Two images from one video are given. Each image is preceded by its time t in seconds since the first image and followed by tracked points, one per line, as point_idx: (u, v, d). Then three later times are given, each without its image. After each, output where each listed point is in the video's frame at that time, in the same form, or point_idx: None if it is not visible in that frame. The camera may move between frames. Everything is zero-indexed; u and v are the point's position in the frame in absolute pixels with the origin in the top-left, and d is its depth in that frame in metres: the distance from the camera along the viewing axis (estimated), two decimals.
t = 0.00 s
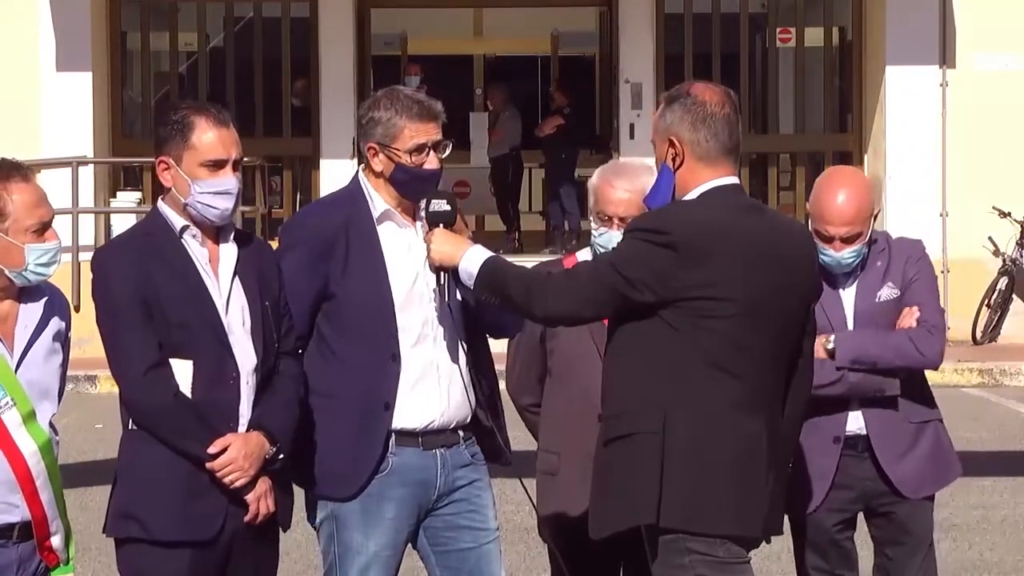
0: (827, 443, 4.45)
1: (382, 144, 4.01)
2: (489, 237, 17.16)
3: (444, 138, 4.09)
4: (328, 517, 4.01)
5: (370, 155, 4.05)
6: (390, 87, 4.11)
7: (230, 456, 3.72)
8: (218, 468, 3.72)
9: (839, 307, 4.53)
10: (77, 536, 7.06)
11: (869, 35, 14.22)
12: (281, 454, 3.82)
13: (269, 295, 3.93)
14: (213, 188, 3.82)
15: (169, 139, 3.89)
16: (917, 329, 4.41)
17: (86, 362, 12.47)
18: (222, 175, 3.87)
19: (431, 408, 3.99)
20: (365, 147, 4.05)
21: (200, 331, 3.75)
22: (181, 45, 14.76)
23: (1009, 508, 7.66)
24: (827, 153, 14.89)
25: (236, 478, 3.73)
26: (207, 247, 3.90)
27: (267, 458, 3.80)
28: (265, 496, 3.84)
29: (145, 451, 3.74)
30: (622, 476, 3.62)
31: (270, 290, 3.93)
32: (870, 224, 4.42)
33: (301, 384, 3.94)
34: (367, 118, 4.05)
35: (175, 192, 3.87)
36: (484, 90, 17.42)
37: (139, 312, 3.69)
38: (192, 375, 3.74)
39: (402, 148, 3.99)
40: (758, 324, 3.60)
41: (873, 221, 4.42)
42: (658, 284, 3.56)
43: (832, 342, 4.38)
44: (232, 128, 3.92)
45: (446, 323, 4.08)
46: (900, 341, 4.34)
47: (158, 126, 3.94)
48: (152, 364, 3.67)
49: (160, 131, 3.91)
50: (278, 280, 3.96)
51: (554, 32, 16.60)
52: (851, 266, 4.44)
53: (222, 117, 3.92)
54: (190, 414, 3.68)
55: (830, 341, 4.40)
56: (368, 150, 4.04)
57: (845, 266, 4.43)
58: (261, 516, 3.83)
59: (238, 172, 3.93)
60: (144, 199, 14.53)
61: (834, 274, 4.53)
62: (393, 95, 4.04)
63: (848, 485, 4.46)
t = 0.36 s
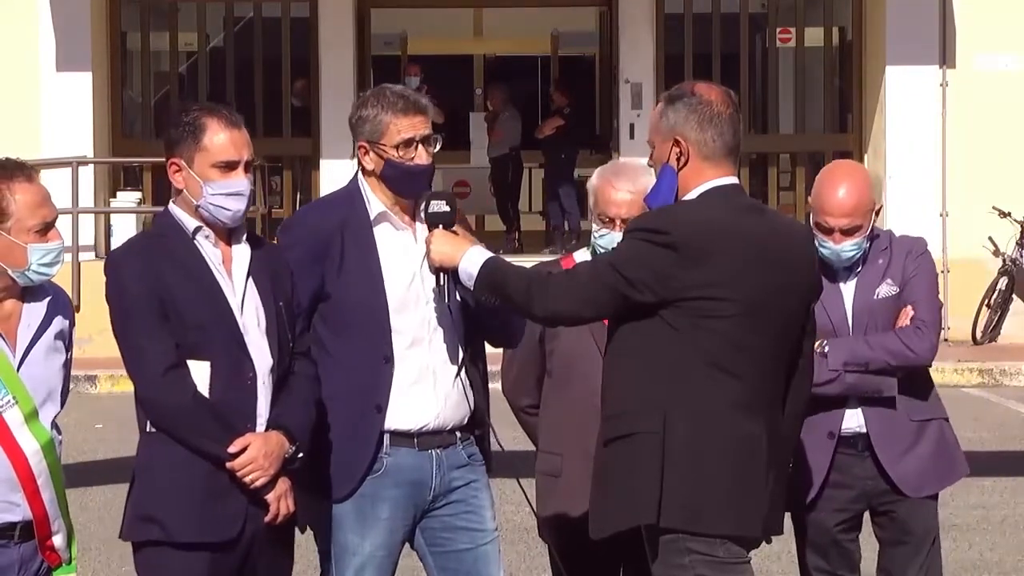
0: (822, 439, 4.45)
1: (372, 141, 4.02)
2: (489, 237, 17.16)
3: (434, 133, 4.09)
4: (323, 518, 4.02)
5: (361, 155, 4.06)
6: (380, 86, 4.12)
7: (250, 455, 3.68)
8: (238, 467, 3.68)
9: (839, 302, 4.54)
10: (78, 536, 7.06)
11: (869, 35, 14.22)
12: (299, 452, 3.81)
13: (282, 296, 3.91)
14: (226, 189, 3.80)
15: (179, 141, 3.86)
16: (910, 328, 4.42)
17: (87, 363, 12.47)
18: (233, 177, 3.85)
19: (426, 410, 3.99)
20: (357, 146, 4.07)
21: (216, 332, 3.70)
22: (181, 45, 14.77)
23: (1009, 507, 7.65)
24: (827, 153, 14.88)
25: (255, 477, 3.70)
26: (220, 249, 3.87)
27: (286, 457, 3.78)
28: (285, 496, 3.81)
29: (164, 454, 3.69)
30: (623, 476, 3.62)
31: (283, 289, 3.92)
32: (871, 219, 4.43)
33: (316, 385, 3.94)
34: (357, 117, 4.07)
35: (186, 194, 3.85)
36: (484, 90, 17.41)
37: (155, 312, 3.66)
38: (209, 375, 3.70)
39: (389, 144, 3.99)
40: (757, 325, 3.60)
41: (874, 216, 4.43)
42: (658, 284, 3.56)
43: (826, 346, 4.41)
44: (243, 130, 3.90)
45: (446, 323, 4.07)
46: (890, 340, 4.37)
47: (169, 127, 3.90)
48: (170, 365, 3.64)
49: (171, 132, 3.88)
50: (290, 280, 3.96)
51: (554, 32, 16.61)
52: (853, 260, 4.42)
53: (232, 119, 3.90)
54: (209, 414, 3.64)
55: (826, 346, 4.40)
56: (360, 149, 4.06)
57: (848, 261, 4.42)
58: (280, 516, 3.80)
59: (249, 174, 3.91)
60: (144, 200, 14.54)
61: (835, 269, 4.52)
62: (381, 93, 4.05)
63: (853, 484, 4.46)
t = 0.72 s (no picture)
0: (827, 431, 4.46)
1: (363, 142, 4.02)
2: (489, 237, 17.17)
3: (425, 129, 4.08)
4: (321, 520, 4.01)
5: (355, 156, 4.07)
6: (368, 88, 4.12)
7: (261, 453, 3.67)
8: (249, 466, 3.66)
9: (848, 296, 4.56)
10: (78, 536, 7.06)
11: (869, 35, 14.23)
12: (310, 451, 3.79)
13: (291, 295, 3.91)
14: (234, 187, 3.79)
15: (187, 138, 3.86)
16: (919, 328, 4.42)
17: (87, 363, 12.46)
18: (242, 175, 3.85)
19: (423, 411, 3.99)
20: (350, 148, 4.07)
21: (225, 332, 3.69)
22: (181, 45, 14.77)
23: (1009, 507, 7.66)
24: (827, 153, 14.88)
25: (266, 476, 3.68)
26: (229, 246, 3.85)
27: (297, 456, 3.77)
28: (295, 494, 3.79)
29: (174, 454, 3.67)
30: (623, 476, 3.62)
31: (291, 290, 3.92)
32: (882, 208, 4.48)
33: (325, 384, 3.92)
34: (348, 119, 4.07)
35: (193, 193, 3.83)
36: (484, 90, 17.40)
37: (165, 310, 3.64)
38: (218, 375, 3.68)
39: (380, 142, 3.99)
40: (757, 325, 3.60)
41: (886, 207, 4.49)
42: (658, 284, 3.56)
43: (832, 342, 4.43)
44: (251, 127, 3.89)
45: (445, 323, 4.08)
46: (897, 340, 4.37)
47: (177, 127, 3.90)
48: (179, 363, 3.62)
49: (179, 130, 3.88)
50: (297, 279, 3.97)
51: (553, 32, 16.63)
52: (854, 244, 4.48)
53: (240, 116, 3.89)
54: (219, 413, 3.62)
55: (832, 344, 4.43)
56: (353, 150, 4.06)
57: (848, 243, 4.48)
58: (290, 515, 3.78)
59: (256, 172, 3.90)
60: (144, 200, 14.54)
61: (840, 251, 4.57)
62: (370, 95, 4.04)
63: (859, 484, 4.46)
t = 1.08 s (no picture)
0: (833, 424, 4.48)
1: (365, 143, 4.02)
2: (489, 237, 17.16)
3: (428, 131, 4.08)
4: (322, 519, 4.01)
5: (356, 157, 4.06)
6: (370, 88, 4.12)
7: (256, 452, 3.65)
8: (244, 465, 3.65)
9: (863, 291, 4.60)
10: (78, 536, 7.06)
11: (869, 36, 14.24)
12: (305, 451, 3.78)
13: (289, 294, 3.92)
14: (229, 186, 3.78)
15: (183, 138, 3.86)
16: (929, 326, 4.42)
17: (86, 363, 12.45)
18: (237, 174, 3.84)
19: (424, 411, 3.99)
20: (352, 149, 4.07)
21: (222, 331, 3.69)
22: (181, 45, 14.77)
23: (1008, 508, 7.66)
24: (828, 153, 14.87)
25: (260, 475, 3.67)
26: (226, 245, 3.85)
27: (292, 455, 3.76)
28: (290, 494, 3.80)
29: (170, 454, 3.68)
30: (623, 475, 3.61)
31: (289, 289, 3.92)
32: (904, 202, 4.49)
33: (323, 383, 3.93)
34: (349, 121, 4.06)
35: (189, 192, 3.83)
36: (484, 90, 17.37)
37: (162, 310, 3.65)
38: (214, 374, 3.69)
39: (383, 144, 3.99)
40: (756, 325, 3.60)
41: (908, 202, 4.50)
42: (657, 284, 3.56)
43: (841, 337, 4.45)
44: (247, 127, 3.89)
45: (445, 324, 4.07)
46: (907, 336, 4.37)
47: (174, 127, 3.91)
48: (175, 362, 3.63)
49: (175, 131, 3.88)
50: (296, 281, 3.97)
51: (553, 32, 16.64)
52: (872, 237, 4.50)
53: (236, 116, 3.89)
54: (215, 412, 3.63)
55: (842, 338, 4.45)
56: (354, 151, 4.06)
57: (865, 235, 4.50)
58: (285, 514, 3.78)
59: (253, 171, 3.90)
60: (144, 200, 14.54)
61: (858, 243, 4.61)
62: (371, 95, 4.05)
63: (858, 483, 4.46)
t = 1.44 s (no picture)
0: (842, 423, 4.50)
1: (367, 141, 4.02)
2: (489, 237, 17.16)
3: (430, 129, 4.07)
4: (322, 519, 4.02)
5: (357, 155, 4.06)
6: (372, 86, 4.11)
7: (239, 456, 3.70)
8: (226, 468, 3.69)
9: (875, 292, 4.60)
10: (79, 536, 7.07)
11: (868, 36, 14.24)
12: (288, 454, 3.80)
13: (278, 294, 3.95)
14: (221, 186, 3.81)
15: (176, 139, 3.88)
16: (938, 329, 4.43)
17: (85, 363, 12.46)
18: (228, 174, 3.86)
19: (426, 411, 3.99)
20: (352, 147, 4.07)
21: (210, 332, 3.75)
22: (181, 45, 14.77)
23: (1008, 507, 7.66)
24: (828, 153, 14.85)
25: (243, 478, 3.70)
26: (216, 247, 3.90)
27: (276, 459, 3.78)
28: (273, 497, 3.82)
29: (154, 454, 3.72)
30: (623, 475, 3.61)
31: (279, 291, 3.96)
32: (918, 201, 4.49)
33: (310, 384, 3.95)
34: (350, 119, 4.06)
35: (180, 192, 3.85)
36: (484, 90, 17.33)
37: (150, 312, 3.70)
38: (200, 375, 3.74)
39: (384, 142, 3.99)
40: (755, 325, 3.61)
41: (922, 202, 4.50)
42: (655, 284, 3.55)
43: (851, 338, 4.48)
44: (239, 127, 3.91)
45: (442, 325, 4.07)
46: (916, 339, 4.39)
47: (166, 126, 3.93)
48: (163, 363, 3.68)
49: (169, 130, 3.90)
50: (286, 284, 3.98)
51: (553, 32, 16.65)
52: (885, 236, 4.51)
53: (228, 116, 3.90)
54: (199, 413, 3.68)
55: (850, 338, 4.48)
56: (355, 150, 4.06)
57: (878, 234, 4.50)
58: (267, 516, 3.80)
59: (244, 171, 3.92)
60: (143, 200, 14.55)
61: (872, 243, 4.61)
62: (373, 93, 4.05)
63: (863, 484, 4.46)
